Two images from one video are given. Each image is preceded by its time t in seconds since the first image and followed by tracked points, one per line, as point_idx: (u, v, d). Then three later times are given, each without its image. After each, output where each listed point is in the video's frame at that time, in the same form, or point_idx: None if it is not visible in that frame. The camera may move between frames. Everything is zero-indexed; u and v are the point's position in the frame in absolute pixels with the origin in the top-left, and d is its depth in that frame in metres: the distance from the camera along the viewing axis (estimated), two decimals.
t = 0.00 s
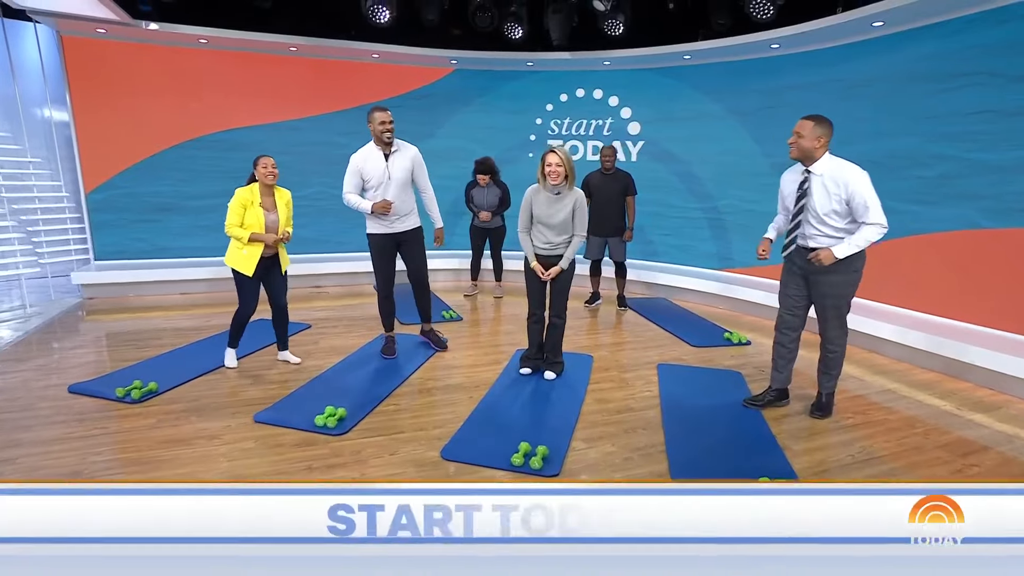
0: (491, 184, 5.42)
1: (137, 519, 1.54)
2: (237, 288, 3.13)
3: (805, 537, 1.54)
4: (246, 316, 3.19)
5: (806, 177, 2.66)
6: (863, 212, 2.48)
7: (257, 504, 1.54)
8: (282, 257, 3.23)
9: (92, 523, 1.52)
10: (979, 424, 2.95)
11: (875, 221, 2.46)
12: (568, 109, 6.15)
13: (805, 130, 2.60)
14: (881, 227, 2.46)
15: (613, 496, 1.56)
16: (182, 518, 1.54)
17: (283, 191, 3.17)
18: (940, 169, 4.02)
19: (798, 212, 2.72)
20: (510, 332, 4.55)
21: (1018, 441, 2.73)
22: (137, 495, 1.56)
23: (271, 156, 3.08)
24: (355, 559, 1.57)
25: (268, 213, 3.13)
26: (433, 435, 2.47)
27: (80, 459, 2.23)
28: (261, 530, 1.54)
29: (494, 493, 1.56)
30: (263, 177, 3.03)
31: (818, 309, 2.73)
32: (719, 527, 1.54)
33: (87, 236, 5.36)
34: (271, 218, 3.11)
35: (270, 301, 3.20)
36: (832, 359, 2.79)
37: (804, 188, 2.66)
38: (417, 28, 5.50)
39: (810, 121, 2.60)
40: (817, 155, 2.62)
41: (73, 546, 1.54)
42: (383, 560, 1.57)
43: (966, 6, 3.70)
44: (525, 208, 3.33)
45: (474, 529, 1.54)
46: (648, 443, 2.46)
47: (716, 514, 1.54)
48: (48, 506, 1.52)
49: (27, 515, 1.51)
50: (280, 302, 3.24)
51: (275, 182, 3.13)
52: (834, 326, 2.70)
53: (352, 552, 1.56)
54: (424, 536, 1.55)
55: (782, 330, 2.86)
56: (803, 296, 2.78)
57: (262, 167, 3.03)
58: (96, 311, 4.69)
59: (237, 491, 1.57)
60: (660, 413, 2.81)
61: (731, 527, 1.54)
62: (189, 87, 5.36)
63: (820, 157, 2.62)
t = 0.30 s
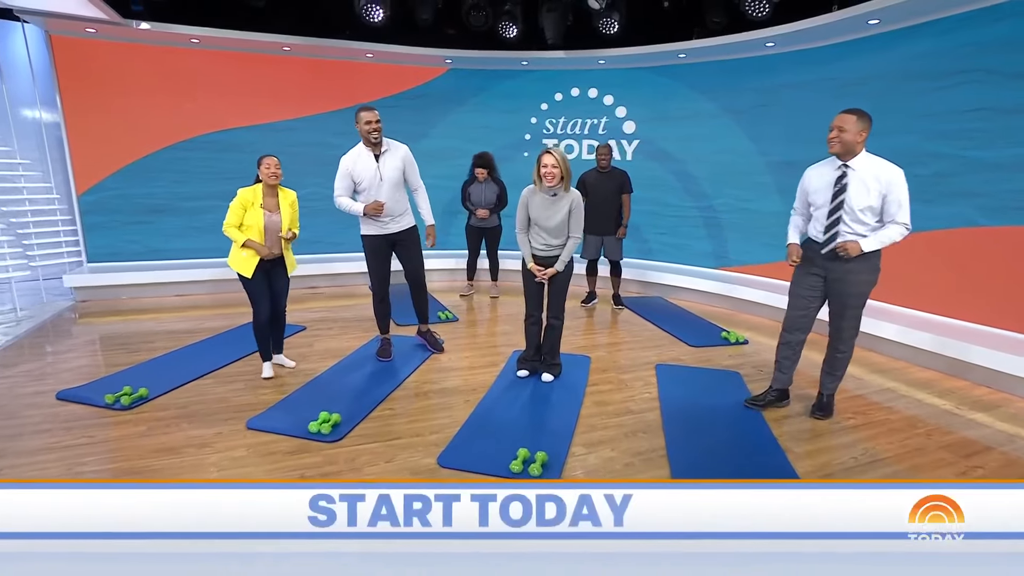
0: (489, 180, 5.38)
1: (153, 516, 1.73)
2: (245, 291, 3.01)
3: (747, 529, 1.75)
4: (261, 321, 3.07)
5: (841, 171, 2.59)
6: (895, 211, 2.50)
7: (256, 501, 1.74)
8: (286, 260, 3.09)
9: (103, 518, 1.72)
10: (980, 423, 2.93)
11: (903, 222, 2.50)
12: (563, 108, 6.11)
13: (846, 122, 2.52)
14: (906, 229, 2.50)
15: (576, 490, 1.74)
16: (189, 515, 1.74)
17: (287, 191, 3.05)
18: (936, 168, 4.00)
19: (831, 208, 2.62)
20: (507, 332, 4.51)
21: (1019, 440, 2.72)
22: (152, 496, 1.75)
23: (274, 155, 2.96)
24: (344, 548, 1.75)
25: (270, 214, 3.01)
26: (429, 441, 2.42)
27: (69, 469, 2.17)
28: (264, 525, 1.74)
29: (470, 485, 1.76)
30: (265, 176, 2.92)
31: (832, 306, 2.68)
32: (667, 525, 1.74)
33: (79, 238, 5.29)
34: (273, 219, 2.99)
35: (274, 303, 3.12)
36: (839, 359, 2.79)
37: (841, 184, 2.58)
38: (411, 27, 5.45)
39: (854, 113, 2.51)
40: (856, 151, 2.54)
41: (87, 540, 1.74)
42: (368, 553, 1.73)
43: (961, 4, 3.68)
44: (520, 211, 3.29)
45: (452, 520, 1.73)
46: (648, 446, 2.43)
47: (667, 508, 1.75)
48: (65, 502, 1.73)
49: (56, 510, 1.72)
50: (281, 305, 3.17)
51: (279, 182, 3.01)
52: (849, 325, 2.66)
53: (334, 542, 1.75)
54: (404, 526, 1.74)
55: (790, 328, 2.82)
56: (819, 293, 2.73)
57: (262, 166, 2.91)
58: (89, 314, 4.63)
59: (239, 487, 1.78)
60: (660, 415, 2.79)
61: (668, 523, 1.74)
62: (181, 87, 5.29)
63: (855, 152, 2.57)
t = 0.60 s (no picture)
0: (485, 176, 5.33)
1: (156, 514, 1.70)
2: (241, 296, 2.93)
3: (743, 527, 1.71)
4: (257, 326, 2.99)
5: (861, 166, 2.58)
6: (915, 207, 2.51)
7: (256, 500, 1.71)
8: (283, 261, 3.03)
9: (104, 518, 1.70)
10: (979, 422, 2.92)
11: (922, 217, 2.51)
12: (557, 107, 6.08)
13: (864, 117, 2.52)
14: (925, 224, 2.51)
15: (565, 490, 1.70)
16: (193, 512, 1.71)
17: (279, 190, 3.00)
18: (931, 167, 3.98)
19: (850, 202, 2.60)
20: (503, 332, 4.48)
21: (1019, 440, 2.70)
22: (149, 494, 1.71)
23: (264, 154, 2.92)
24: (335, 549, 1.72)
25: (262, 215, 2.95)
26: (425, 446, 2.38)
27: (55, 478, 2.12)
28: (264, 525, 1.71)
29: (457, 484, 1.73)
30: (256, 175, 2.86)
31: (845, 300, 2.65)
32: (662, 525, 1.72)
33: (70, 239, 5.21)
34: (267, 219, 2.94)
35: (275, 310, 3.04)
36: (841, 359, 2.75)
37: (863, 178, 2.56)
38: (403, 27, 5.40)
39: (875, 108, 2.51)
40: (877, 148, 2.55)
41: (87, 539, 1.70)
42: (361, 554, 1.70)
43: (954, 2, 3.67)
44: (520, 209, 3.25)
45: (440, 520, 1.70)
46: (649, 450, 2.39)
47: (667, 503, 1.72)
48: (69, 503, 1.69)
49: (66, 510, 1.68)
50: (282, 312, 3.07)
51: (269, 181, 2.96)
52: (857, 322, 2.63)
53: (325, 542, 1.72)
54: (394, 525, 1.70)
55: (798, 323, 2.88)
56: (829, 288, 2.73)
57: (253, 166, 2.86)
58: (80, 316, 4.55)
59: (242, 486, 1.75)
60: (660, 416, 2.75)
61: (660, 522, 1.72)
62: (173, 88, 5.22)
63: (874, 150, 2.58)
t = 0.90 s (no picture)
0: (479, 175, 5.30)
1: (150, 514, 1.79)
2: (237, 299, 2.88)
3: (723, 525, 1.82)
4: (251, 332, 2.97)
5: (864, 163, 2.57)
6: (916, 203, 2.51)
7: (254, 502, 1.81)
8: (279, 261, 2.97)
9: (105, 519, 1.79)
10: (976, 420, 2.91)
11: (923, 214, 2.51)
12: (551, 107, 6.05)
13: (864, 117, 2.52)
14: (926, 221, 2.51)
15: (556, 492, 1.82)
16: (191, 515, 1.80)
17: (273, 189, 2.94)
18: (925, 165, 3.97)
19: (854, 198, 2.58)
20: (499, 332, 4.44)
21: (1017, 438, 2.69)
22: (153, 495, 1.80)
23: (258, 153, 2.83)
24: (342, 549, 1.79)
25: (257, 215, 2.89)
26: (423, 450, 2.34)
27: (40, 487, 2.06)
28: (261, 531, 1.80)
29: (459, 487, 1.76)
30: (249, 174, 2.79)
31: (847, 297, 2.63)
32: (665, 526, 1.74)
33: (59, 240, 5.13)
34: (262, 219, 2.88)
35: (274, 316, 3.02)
36: (841, 358, 2.71)
37: (867, 174, 2.55)
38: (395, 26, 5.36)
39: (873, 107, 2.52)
40: (880, 146, 2.56)
41: (90, 540, 1.77)
42: (342, 551, 1.77)
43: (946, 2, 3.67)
44: (521, 205, 3.27)
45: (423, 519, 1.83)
46: (650, 451, 2.37)
47: (646, 503, 1.85)
48: (71, 503, 1.80)
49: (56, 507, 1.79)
50: (286, 318, 3.07)
51: (264, 180, 2.89)
52: (855, 319, 2.60)
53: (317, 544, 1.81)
54: (396, 524, 1.80)
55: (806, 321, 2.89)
56: (829, 286, 2.73)
57: (246, 165, 2.79)
58: (69, 319, 4.48)
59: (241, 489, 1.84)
60: (659, 417, 2.74)
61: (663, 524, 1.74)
62: (163, 87, 5.15)
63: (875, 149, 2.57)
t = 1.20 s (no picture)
0: (473, 174, 5.26)
1: (149, 514, 1.93)
2: (237, 298, 2.82)
3: (708, 525, 1.90)
4: (247, 333, 2.88)
5: (859, 164, 2.55)
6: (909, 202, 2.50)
7: (248, 499, 1.94)
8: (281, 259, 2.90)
9: (103, 521, 1.93)
10: (971, 416, 2.91)
11: (916, 212, 2.50)
12: (544, 105, 6.02)
13: (859, 119, 2.51)
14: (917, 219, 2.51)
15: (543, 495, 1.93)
16: (187, 514, 1.93)
17: (276, 186, 2.88)
18: (916, 164, 3.96)
19: (848, 197, 2.57)
20: (495, 332, 4.41)
21: (1012, 435, 2.70)
22: (152, 493, 1.93)
23: (262, 149, 2.78)
24: (331, 549, 1.91)
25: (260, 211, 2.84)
26: (423, 455, 2.30)
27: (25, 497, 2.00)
28: (253, 533, 1.92)
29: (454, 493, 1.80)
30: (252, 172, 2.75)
31: (839, 294, 2.61)
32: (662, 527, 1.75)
33: (47, 241, 5.03)
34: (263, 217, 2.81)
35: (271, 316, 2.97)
36: (839, 354, 2.66)
37: (861, 175, 2.54)
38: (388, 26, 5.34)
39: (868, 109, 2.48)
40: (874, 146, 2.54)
41: (87, 540, 1.92)
42: (336, 551, 1.90)
43: (934, 3, 3.70)
44: (515, 205, 3.29)
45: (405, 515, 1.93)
46: (654, 453, 2.33)
47: (631, 502, 1.93)
48: (73, 504, 1.94)
49: (56, 509, 1.93)
50: (282, 317, 3.02)
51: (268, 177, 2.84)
52: (850, 315, 2.57)
53: (311, 541, 1.92)
54: (382, 522, 1.92)
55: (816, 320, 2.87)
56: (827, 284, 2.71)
57: (249, 161, 2.74)
58: (57, 321, 4.39)
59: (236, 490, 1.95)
60: (660, 418, 2.70)
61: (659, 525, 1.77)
62: (152, 86, 5.07)
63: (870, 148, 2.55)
